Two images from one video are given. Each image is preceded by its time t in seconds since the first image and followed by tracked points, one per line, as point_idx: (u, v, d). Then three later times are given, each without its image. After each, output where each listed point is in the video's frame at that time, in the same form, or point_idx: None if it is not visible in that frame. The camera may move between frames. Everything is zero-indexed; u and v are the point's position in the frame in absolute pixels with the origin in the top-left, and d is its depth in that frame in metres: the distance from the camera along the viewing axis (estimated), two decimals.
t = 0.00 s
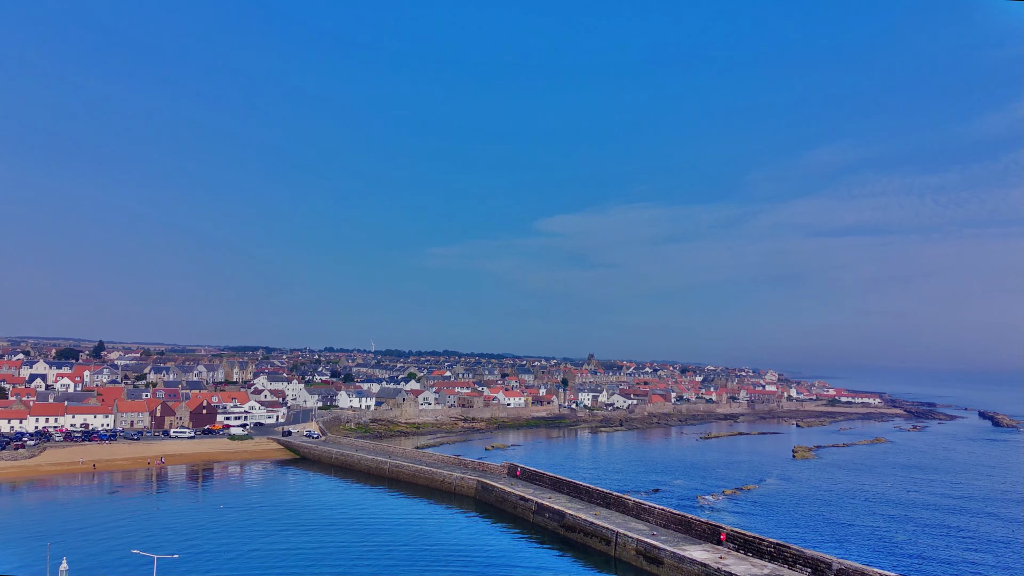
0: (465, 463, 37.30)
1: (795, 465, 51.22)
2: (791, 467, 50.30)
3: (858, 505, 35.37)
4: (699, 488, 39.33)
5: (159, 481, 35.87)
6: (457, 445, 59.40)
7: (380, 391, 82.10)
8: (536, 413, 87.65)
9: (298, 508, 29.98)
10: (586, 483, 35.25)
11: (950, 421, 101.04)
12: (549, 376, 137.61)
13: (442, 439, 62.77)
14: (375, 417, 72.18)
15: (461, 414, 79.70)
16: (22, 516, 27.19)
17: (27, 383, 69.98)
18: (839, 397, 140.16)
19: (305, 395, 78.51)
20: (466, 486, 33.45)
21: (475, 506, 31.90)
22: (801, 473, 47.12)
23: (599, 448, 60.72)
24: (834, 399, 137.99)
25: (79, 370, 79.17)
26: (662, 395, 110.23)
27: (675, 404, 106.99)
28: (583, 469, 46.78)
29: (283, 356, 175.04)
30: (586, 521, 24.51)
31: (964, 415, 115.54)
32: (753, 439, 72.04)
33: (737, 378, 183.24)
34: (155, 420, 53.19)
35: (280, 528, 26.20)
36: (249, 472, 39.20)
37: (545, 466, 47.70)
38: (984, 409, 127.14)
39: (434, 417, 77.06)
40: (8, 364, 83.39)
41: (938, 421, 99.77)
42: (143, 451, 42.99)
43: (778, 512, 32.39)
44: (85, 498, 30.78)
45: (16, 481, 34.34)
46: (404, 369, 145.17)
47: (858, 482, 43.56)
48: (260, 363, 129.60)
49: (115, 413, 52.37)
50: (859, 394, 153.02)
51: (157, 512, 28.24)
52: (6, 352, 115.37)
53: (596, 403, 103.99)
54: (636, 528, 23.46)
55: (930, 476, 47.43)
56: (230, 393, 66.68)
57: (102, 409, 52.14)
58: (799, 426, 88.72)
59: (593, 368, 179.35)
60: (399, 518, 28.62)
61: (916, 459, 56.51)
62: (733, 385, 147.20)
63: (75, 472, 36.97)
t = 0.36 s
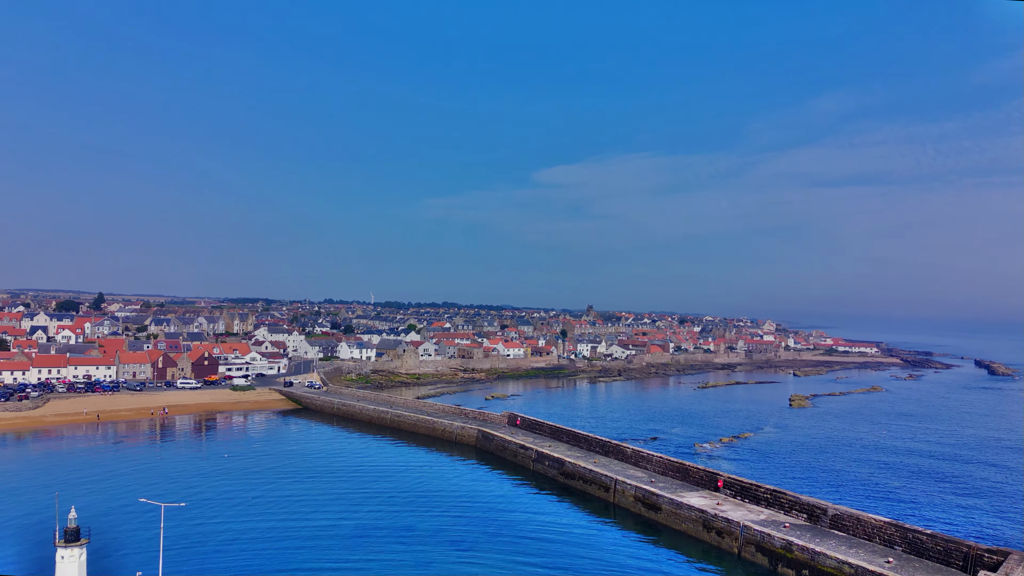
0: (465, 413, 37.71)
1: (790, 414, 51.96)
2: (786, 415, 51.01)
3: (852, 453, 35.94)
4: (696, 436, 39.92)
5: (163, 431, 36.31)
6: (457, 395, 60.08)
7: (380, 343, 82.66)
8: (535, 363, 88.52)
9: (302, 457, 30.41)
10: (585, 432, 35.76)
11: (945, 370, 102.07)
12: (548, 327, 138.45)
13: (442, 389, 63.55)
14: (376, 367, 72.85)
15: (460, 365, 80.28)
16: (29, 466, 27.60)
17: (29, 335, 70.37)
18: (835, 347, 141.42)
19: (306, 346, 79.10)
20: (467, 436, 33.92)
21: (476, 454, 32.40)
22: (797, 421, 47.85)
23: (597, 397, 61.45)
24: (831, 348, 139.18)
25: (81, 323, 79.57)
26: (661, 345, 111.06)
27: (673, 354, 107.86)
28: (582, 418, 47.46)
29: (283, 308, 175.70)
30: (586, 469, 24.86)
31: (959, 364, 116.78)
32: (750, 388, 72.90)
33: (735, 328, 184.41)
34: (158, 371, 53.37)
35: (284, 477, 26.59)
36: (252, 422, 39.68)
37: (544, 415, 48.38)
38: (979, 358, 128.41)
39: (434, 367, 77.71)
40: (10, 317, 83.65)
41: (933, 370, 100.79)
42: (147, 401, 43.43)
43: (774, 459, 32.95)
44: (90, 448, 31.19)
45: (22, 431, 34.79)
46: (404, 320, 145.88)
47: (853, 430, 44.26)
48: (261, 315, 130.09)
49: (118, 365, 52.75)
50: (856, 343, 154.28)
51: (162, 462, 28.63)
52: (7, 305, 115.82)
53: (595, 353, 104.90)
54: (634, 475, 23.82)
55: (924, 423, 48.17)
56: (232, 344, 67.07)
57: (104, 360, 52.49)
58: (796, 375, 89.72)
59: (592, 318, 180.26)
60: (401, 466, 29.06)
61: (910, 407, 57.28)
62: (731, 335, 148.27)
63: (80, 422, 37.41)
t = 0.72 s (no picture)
0: (465, 363, 37.98)
1: (787, 363, 52.51)
2: (783, 364, 51.57)
3: (848, 402, 36.38)
4: (694, 386, 40.38)
5: (165, 382, 36.62)
6: (457, 346, 60.56)
7: (380, 294, 82.80)
8: (535, 314, 88.96)
9: (303, 407, 30.71)
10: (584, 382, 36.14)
11: (942, 319, 102.55)
12: (548, 279, 138.63)
13: (442, 341, 64.02)
14: (376, 319, 73.18)
15: (460, 317, 80.55)
16: (34, 416, 27.92)
17: (29, 288, 70.42)
18: (834, 296, 141.93)
19: (306, 298, 79.28)
20: (467, 386, 34.27)
21: (476, 404, 32.76)
22: (793, 370, 48.39)
23: (596, 347, 61.91)
24: (828, 298, 139.85)
25: (80, 276, 79.53)
26: (659, 296, 111.46)
27: (671, 305, 108.38)
28: (581, 368, 47.93)
29: (283, 260, 175.48)
30: (585, 418, 25.14)
31: (956, 313, 117.50)
32: (747, 337, 73.48)
33: (734, 279, 184.72)
34: (159, 323, 53.69)
35: (286, 427, 26.86)
36: (253, 373, 39.98)
37: (544, 366, 48.86)
38: (975, 307, 129.27)
39: (434, 319, 78.07)
40: (8, 270, 83.47)
41: (930, 319, 101.25)
42: (148, 353, 43.71)
43: (770, 408, 33.41)
44: (93, 400, 31.46)
45: (25, 383, 35.12)
46: (403, 272, 145.96)
47: (849, 379, 44.80)
48: (260, 267, 130.05)
49: (118, 317, 52.90)
50: (854, 293, 154.95)
51: (164, 413, 28.90)
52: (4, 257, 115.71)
53: (593, 304, 105.37)
54: (633, 424, 24.10)
55: (919, 372, 48.74)
56: (231, 296, 67.16)
57: (105, 312, 52.65)
58: (793, 325, 90.24)
59: (592, 270, 180.33)
60: (402, 416, 29.37)
61: (906, 357, 57.89)
62: (730, 285, 148.58)
63: (83, 374, 37.72)
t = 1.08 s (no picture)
0: (465, 315, 38.05)
1: (786, 313, 52.65)
2: (783, 315, 51.72)
3: (846, 351, 36.63)
4: (693, 336, 40.58)
5: (167, 334, 36.70)
6: (456, 298, 60.62)
7: (379, 247, 82.42)
8: (534, 266, 88.76)
9: (304, 358, 30.86)
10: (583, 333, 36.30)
11: (941, 269, 102.44)
12: (547, 230, 137.84)
13: (442, 293, 64.01)
14: (375, 271, 73.01)
15: (459, 269, 80.31)
16: (37, 368, 28.10)
17: (26, 241, 70.00)
18: (833, 247, 141.55)
19: (304, 251, 78.91)
20: (467, 337, 34.42)
21: (476, 354, 32.97)
22: (792, 320, 48.57)
23: (595, 299, 61.97)
24: (828, 248, 139.50)
25: (78, 229, 79.01)
26: (659, 248, 111.09)
27: (671, 256, 108.14)
28: (580, 319, 48.10)
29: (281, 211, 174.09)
30: (585, 368, 25.31)
31: (955, 262, 117.43)
32: (746, 288, 73.53)
33: (733, 229, 183.86)
34: (158, 276, 53.58)
35: (287, 377, 27.05)
36: (254, 325, 40.06)
37: (543, 317, 49.00)
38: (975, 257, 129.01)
39: (433, 271, 77.90)
40: (5, 223, 82.80)
41: (929, 269, 101.09)
42: (149, 305, 43.71)
43: (768, 357, 33.65)
44: (95, 352, 31.57)
45: (27, 335, 35.22)
46: (402, 224, 145.08)
47: (847, 329, 45.02)
48: (258, 219, 129.10)
49: (118, 269, 52.75)
50: (854, 242, 154.42)
51: (166, 365, 29.04)
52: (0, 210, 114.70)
53: (593, 256, 105.09)
54: (632, 374, 24.28)
55: (917, 322, 48.93)
56: (230, 248, 66.78)
57: (104, 265, 52.48)
58: (793, 275, 90.16)
59: (591, 221, 179.19)
60: (403, 366, 29.58)
61: (904, 307, 58.06)
62: (729, 236, 147.88)
63: (84, 326, 37.81)
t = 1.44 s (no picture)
0: (464, 268, 37.93)
1: (785, 264, 52.55)
2: (782, 265, 51.64)
3: (844, 302, 36.67)
4: (692, 287, 40.56)
5: (166, 287, 36.61)
6: (456, 251, 60.34)
7: (377, 199, 81.65)
8: (534, 218, 88.18)
9: (304, 310, 30.87)
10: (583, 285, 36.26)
11: (941, 218, 101.86)
12: (546, 182, 136.39)
13: (441, 245, 63.72)
14: (374, 224, 72.57)
15: (458, 221, 79.72)
16: (38, 321, 28.12)
17: (21, 193, 69.21)
18: (833, 197, 140.47)
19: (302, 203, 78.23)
20: (467, 290, 34.38)
21: (476, 307, 32.98)
22: (791, 271, 48.50)
23: (595, 251, 61.73)
24: (828, 198, 138.39)
25: (73, 181, 78.15)
26: (659, 199, 110.14)
27: (671, 207, 107.26)
28: (580, 271, 48.02)
29: (276, 163, 171.90)
30: (584, 320, 25.37)
31: (956, 212, 116.74)
32: (746, 239, 73.21)
33: (734, 179, 182.09)
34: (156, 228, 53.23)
35: (288, 329, 27.10)
36: (253, 278, 39.94)
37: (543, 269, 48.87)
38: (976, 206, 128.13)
39: (432, 223, 77.41)
40: None
41: (930, 219, 100.49)
42: (148, 258, 43.51)
43: (767, 308, 33.69)
44: (96, 304, 31.53)
45: (27, 288, 35.15)
46: (400, 176, 143.54)
47: (846, 279, 44.99)
48: (254, 170, 127.56)
49: (115, 222, 52.36)
50: (854, 192, 153.16)
51: (167, 317, 29.05)
52: None
53: (592, 208, 104.30)
54: (631, 325, 24.31)
55: (916, 272, 48.90)
56: (227, 200, 66.11)
57: (102, 218, 52.08)
58: (793, 226, 89.63)
59: (591, 172, 177.07)
60: (403, 318, 29.63)
61: (904, 257, 57.95)
62: (730, 186, 146.51)
63: (84, 279, 37.71)
